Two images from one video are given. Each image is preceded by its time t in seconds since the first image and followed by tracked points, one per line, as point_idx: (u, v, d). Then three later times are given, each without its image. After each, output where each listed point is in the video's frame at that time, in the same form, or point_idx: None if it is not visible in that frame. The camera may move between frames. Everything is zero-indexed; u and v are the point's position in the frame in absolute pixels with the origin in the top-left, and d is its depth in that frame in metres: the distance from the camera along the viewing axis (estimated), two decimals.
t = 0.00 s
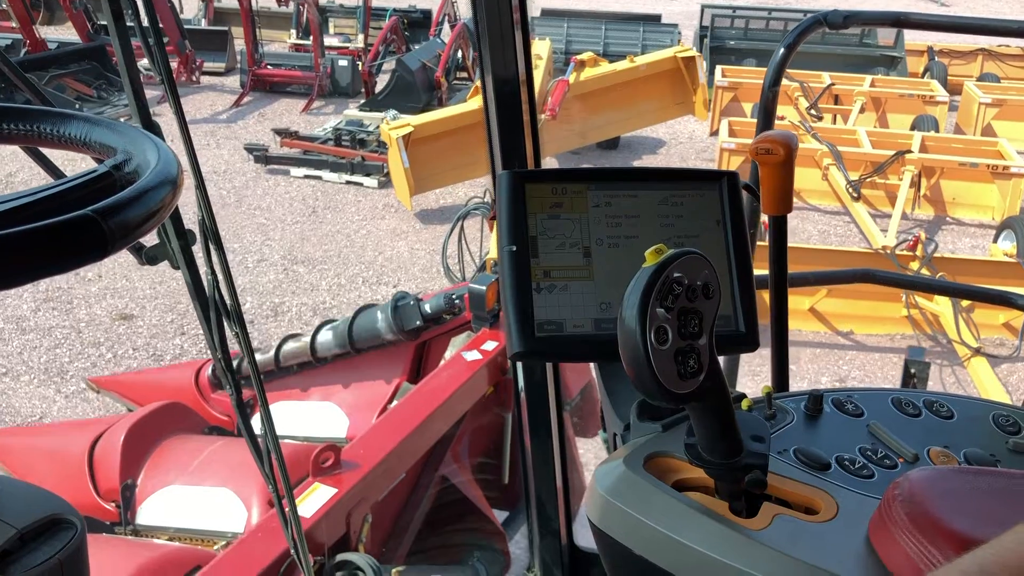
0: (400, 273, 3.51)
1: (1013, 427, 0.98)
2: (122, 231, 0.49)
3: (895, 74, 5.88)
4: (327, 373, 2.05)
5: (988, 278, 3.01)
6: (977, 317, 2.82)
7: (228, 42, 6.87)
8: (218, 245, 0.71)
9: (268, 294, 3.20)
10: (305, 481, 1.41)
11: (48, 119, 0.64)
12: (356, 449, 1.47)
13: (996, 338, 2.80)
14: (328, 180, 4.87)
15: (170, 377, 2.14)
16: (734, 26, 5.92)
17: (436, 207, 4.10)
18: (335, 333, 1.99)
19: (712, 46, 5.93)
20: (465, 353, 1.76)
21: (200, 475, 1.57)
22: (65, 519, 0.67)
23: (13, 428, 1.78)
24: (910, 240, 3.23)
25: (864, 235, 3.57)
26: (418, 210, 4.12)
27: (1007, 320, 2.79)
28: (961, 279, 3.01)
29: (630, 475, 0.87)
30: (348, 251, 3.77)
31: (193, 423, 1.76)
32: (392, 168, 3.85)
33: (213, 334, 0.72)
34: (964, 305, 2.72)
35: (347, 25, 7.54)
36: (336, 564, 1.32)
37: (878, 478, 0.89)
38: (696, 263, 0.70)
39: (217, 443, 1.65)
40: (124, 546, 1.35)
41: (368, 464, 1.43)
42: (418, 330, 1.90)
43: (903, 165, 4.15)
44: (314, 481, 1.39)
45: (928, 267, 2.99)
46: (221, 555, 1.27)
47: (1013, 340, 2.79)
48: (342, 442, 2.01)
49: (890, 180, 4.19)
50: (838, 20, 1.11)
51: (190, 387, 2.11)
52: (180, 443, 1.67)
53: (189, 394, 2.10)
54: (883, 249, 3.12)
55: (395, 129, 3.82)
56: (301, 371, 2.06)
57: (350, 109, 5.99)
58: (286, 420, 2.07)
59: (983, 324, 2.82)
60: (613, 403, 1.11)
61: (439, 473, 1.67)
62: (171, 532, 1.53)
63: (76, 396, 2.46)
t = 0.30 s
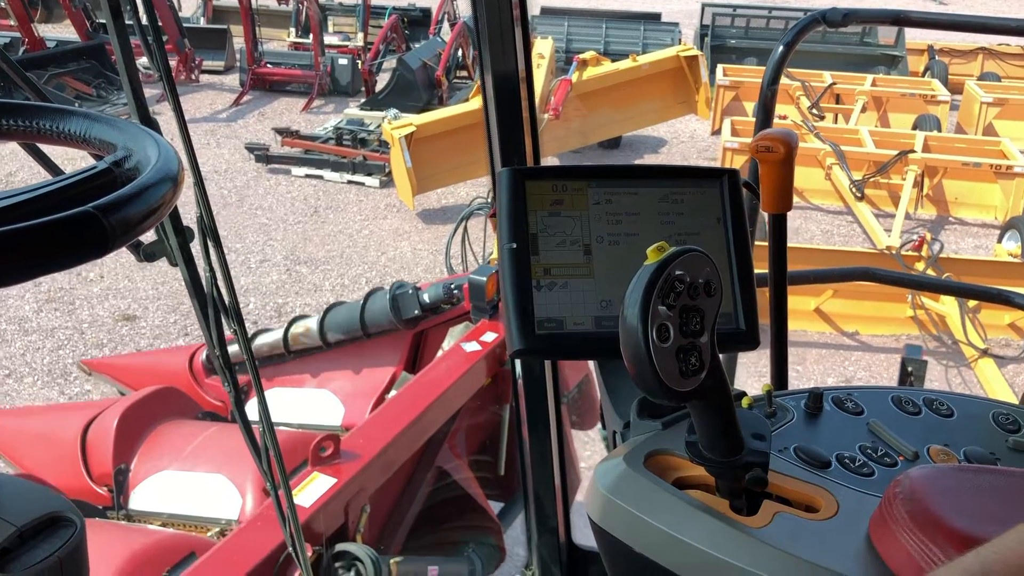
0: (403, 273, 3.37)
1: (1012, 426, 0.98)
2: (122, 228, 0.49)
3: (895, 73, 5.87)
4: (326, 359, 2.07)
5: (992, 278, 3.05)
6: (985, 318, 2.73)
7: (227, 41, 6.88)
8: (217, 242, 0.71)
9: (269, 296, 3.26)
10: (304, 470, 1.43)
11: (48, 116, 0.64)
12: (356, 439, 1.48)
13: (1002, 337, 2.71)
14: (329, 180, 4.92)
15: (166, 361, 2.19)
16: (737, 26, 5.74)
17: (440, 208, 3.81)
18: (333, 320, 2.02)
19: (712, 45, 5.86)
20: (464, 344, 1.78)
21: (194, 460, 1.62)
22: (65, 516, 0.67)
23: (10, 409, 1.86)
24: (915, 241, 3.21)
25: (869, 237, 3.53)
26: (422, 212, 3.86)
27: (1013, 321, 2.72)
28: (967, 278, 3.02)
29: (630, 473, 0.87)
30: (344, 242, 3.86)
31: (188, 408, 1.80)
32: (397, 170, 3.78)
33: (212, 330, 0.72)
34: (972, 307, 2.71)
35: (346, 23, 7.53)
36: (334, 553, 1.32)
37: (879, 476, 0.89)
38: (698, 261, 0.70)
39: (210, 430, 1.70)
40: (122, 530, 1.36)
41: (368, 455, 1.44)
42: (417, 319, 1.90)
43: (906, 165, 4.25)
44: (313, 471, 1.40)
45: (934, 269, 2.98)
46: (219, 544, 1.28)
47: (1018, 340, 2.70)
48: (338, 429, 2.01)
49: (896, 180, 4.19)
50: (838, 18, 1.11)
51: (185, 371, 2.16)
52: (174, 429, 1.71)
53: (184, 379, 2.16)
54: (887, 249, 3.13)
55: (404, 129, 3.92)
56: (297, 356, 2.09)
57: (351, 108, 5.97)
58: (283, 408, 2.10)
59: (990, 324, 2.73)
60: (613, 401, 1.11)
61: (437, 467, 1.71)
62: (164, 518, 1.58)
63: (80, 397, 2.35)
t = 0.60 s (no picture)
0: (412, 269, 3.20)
1: (1008, 422, 0.98)
2: (118, 224, 0.49)
3: (899, 71, 5.85)
4: (321, 349, 2.07)
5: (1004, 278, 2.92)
6: (995, 317, 2.74)
7: (229, 40, 6.87)
8: (215, 239, 0.72)
9: (276, 296, 3.04)
10: (304, 460, 1.44)
11: (44, 112, 0.64)
12: (357, 429, 1.49)
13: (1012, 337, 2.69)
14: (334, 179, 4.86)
15: (165, 349, 2.18)
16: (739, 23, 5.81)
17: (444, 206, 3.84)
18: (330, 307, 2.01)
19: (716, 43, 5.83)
20: (465, 336, 1.78)
21: (192, 448, 1.63)
22: (62, 512, 0.68)
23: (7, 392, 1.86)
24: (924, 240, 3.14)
25: (876, 236, 3.50)
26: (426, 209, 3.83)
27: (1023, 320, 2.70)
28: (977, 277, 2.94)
29: (626, 469, 0.87)
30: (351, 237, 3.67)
31: (188, 395, 1.82)
32: (399, 167, 3.80)
33: (210, 327, 0.72)
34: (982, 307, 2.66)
35: (349, 22, 7.48)
36: (334, 544, 1.34)
37: (875, 472, 0.89)
38: (693, 258, 0.70)
39: (208, 419, 1.71)
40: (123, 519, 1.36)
41: (370, 445, 1.45)
42: (417, 310, 1.91)
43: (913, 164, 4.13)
44: (314, 461, 1.40)
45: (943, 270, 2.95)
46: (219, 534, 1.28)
47: None
48: (338, 419, 2.02)
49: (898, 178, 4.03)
50: (835, 16, 1.11)
51: (184, 361, 2.15)
52: (172, 417, 1.72)
53: (183, 368, 2.15)
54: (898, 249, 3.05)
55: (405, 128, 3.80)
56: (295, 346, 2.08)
57: (354, 107, 5.96)
58: (281, 398, 2.10)
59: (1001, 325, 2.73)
60: (609, 397, 1.11)
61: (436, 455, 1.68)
62: (161, 506, 1.58)
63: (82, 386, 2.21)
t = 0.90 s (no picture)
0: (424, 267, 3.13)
1: (1020, 420, 0.98)
2: (132, 223, 0.49)
3: (909, 67, 5.81)
4: (327, 339, 2.08)
5: None
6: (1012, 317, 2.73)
7: (237, 38, 6.88)
8: (225, 238, 0.72)
9: (288, 296, 3.03)
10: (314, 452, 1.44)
11: (56, 112, 0.64)
12: (366, 422, 1.49)
13: None
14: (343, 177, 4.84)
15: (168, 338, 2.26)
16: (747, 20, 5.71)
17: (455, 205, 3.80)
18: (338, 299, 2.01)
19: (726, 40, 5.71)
20: (473, 329, 1.79)
21: (198, 437, 1.63)
22: (76, 510, 0.68)
23: (14, 379, 1.88)
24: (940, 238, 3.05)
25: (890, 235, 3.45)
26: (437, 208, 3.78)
27: None
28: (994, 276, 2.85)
29: (637, 467, 0.87)
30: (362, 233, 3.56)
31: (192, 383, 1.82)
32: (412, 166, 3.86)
33: (219, 325, 0.72)
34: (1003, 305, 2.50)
35: (356, 20, 7.43)
36: (343, 536, 1.36)
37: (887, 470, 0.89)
38: (705, 256, 0.70)
39: (214, 408, 1.71)
40: (123, 505, 1.38)
41: (379, 437, 1.45)
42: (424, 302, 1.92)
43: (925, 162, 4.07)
44: (323, 452, 1.41)
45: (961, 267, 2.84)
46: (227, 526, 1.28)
47: None
48: (343, 409, 2.01)
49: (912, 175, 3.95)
50: (844, 13, 1.10)
51: (187, 349, 2.23)
52: (178, 405, 1.72)
53: (187, 355, 2.23)
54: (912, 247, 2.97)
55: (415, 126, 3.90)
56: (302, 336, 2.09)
57: (362, 105, 5.96)
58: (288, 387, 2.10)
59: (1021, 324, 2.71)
60: (620, 395, 1.11)
61: (444, 448, 1.68)
62: (166, 495, 1.60)
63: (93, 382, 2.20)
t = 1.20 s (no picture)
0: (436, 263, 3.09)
1: None
2: (148, 222, 0.50)
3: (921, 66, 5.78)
4: (335, 329, 2.09)
5: None
6: None
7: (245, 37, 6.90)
8: (236, 234, 0.72)
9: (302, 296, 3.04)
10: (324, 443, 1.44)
11: (70, 110, 0.65)
12: (376, 413, 1.49)
13: None
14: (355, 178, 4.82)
15: (176, 324, 2.21)
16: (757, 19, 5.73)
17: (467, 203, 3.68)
18: (345, 290, 2.03)
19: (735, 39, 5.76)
20: (482, 322, 1.79)
21: (204, 425, 1.65)
22: (90, 507, 0.69)
23: (24, 366, 1.90)
24: (958, 239, 2.99)
25: (902, 235, 3.43)
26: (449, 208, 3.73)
27: None
28: (1010, 276, 2.82)
29: (647, 465, 0.87)
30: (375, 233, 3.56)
31: (199, 371, 1.83)
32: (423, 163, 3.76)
33: (228, 321, 0.73)
34: None
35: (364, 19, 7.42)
36: (351, 528, 1.35)
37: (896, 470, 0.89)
38: (716, 255, 0.70)
39: (220, 397, 1.71)
40: (130, 493, 1.38)
41: (387, 430, 1.45)
42: (431, 295, 1.91)
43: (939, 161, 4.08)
44: (333, 443, 1.41)
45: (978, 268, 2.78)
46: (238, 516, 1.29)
47: None
48: (349, 399, 2.02)
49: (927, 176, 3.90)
50: (851, 11, 1.10)
51: (195, 337, 2.17)
52: (184, 393, 1.73)
53: (194, 344, 2.16)
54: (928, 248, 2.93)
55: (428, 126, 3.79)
56: (308, 324, 2.10)
57: (373, 104, 5.98)
58: (293, 374, 2.11)
59: None
60: (629, 392, 1.11)
61: (451, 441, 1.68)
62: (172, 483, 1.61)
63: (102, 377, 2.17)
